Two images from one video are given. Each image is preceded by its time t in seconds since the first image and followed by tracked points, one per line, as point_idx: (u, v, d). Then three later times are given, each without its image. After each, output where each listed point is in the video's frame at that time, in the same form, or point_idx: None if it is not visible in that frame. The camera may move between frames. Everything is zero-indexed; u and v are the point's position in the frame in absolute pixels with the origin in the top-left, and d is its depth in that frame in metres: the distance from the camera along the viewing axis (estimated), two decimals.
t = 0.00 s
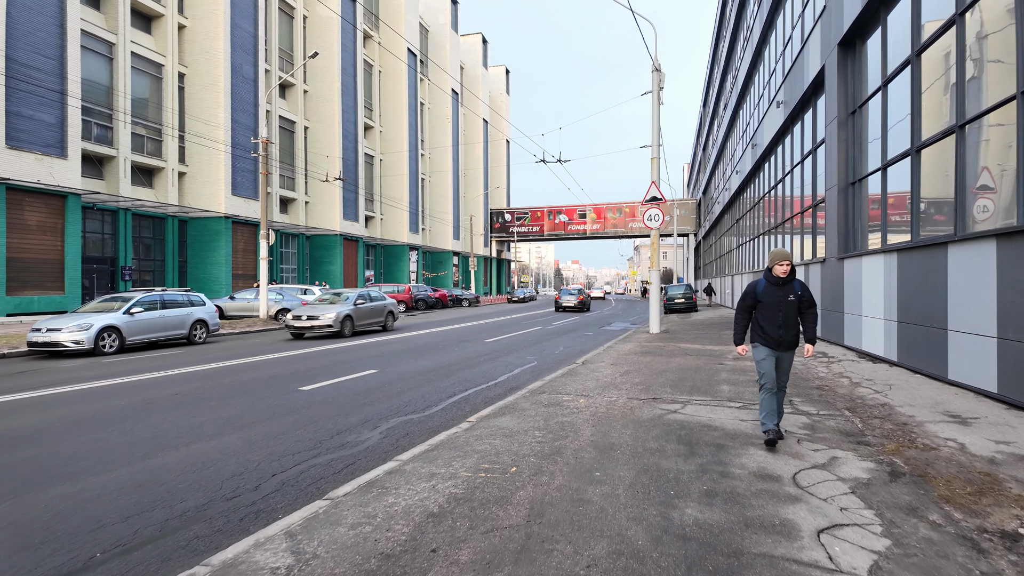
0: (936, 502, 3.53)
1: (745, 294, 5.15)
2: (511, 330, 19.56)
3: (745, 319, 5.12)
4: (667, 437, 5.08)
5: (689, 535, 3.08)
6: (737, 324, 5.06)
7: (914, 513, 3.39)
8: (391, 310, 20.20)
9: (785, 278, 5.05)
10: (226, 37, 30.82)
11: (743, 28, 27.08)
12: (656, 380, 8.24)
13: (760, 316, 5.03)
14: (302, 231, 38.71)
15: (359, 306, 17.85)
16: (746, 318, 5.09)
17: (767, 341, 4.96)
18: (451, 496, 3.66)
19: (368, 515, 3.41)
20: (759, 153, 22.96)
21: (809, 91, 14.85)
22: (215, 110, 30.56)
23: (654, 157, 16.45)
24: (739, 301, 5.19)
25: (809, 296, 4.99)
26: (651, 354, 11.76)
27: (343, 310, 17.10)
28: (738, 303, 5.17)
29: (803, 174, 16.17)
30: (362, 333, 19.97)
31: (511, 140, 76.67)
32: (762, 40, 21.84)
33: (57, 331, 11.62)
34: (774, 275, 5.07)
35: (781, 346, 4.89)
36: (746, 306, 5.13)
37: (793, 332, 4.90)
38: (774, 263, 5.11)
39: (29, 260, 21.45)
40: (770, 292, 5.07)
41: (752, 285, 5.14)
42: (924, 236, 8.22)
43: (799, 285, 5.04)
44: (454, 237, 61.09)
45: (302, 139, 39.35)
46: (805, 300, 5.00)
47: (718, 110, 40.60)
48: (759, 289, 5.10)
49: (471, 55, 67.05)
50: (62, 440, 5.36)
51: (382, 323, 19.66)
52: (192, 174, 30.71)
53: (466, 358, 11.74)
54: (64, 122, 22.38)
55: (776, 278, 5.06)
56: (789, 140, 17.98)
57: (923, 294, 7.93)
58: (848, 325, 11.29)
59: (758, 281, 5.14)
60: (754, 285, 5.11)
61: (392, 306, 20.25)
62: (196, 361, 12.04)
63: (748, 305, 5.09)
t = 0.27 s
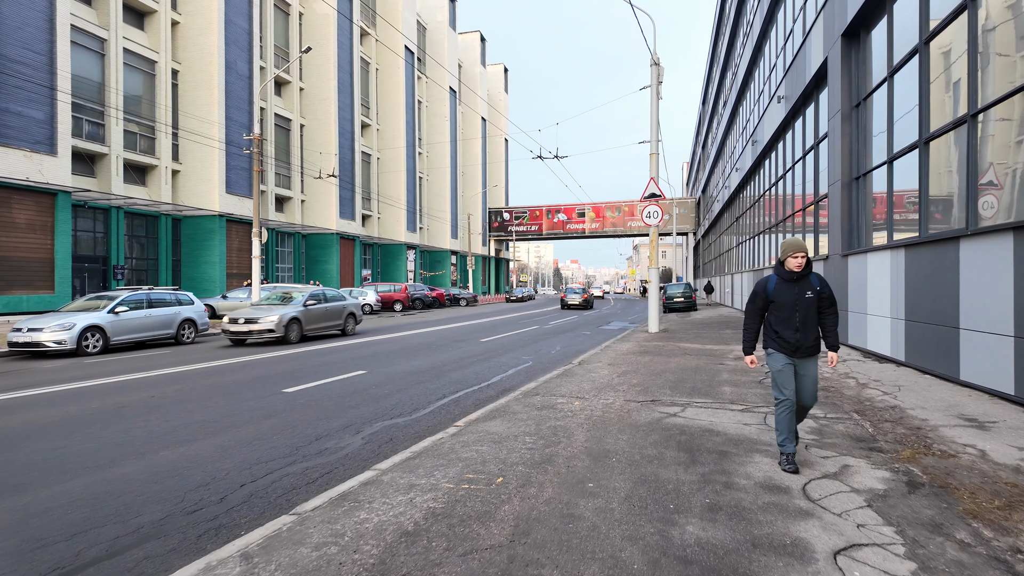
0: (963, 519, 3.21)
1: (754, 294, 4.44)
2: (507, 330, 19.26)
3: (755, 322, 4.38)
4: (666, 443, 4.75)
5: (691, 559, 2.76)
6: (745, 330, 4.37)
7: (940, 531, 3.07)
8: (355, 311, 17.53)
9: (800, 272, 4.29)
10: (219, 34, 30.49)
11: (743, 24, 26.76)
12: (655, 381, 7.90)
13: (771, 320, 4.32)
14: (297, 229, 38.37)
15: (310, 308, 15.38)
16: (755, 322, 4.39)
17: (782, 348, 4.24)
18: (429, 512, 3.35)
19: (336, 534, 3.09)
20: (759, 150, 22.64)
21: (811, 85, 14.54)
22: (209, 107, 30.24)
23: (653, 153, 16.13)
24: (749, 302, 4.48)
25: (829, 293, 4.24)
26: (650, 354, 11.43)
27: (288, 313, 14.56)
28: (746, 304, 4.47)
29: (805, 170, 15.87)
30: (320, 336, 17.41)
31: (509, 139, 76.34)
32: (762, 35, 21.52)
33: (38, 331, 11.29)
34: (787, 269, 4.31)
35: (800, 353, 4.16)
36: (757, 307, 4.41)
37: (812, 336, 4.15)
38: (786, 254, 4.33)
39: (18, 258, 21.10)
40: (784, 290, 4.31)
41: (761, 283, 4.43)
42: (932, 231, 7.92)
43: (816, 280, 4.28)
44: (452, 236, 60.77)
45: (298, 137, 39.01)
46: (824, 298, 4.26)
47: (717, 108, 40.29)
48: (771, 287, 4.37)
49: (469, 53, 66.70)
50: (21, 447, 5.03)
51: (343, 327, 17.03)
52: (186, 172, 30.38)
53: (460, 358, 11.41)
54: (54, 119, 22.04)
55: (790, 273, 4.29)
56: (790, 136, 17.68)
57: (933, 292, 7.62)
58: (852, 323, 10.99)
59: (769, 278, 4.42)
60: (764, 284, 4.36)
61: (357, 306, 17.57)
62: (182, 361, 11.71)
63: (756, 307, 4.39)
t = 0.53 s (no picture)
0: (1003, 556, 2.87)
1: (779, 303, 3.75)
2: (505, 332, 18.94)
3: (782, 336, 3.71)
4: (669, 461, 4.40)
5: None
6: (773, 346, 3.68)
7: (978, 570, 2.73)
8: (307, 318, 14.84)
9: (836, 277, 3.64)
10: (216, 32, 30.20)
11: (745, 23, 26.44)
12: (657, 389, 7.55)
13: (803, 334, 3.65)
14: (295, 230, 38.09)
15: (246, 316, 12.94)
16: (783, 337, 3.71)
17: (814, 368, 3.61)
18: (405, 545, 3.01)
19: (300, 571, 2.77)
20: (762, 149, 22.29)
21: (816, 82, 14.21)
22: (205, 106, 29.97)
23: (654, 151, 15.80)
24: (771, 311, 3.79)
25: (868, 302, 3.63)
26: (651, 358, 11.08)
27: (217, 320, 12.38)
28: (771, 314, 3.77)
29: (810, 169, 15.53)
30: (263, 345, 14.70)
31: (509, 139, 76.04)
32: (765, 32, 21.18)
33: (22, 334, 10.98)
34: (822, 273, 3.65)
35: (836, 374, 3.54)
36: (783, 317, 3.73)
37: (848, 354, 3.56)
38: (820, 257, 3.65)
39: (9, 259, 20.81)
40: (816, 300, 3.65)
41: (789, 290, 3.74)
42: (946, 232, 7.59)
43: (853, 287, 3.66)
44: (451, 236, 60.46)
45: (296, 137, 38.72)
46: (863, 308, 3.64)
47: (719, 107, 39.91)
48: (802, 294, 3.69)
49: (469, 53, 66.42)
50: None
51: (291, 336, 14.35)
52: (182, 172, 30.10)
53: (455, 362, 11.07)
54: (46, 119, 21.74)
55: (825, 279, 3.64)
56: (794, 134, 17.33)
57: (948, 295, 7.28)
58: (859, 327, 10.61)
59: (798, 283, 3.74)
60: (793, 289, 3.70)
61: (310, 313, 14.92)
62: (171, 365, 11.40)
63: (785, 319, 3.70)
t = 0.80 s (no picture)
0: None
1: (832, 294, 3.03)
2: (508, 332, 18.62)
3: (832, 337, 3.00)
4: (677, 472, 4.06)
5: None
6: (823, 351, 2.96)
7: None
8: (244, 321, 13.11)
9: (910, 265, 2.89)
10: (218, 30, 30.04)
11: (753, 18, 26.00)
12: (663, 392, 7.19)
13: (859, 338, 2.95)
14: (298, 229, 37.91)
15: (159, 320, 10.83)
16: (835, 340, 2.99)
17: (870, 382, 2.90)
18: (381, 570, 2.69)
19: None
20: (770, 146, 21.87)
21: (828, 74, 13.82)
22: (208, 104, 29.82)
23: (660, 147, 15.44)
24: (819, 303, 3.07)
25: (946, 300, 2.89)
26: (657, 359, 10.71)
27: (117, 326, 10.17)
28: (820, 308, 3.06)
29: (821, 164, 15.13)
30: (192, 353, 12.93)
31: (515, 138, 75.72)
32: (773, 26, 20.77)
33: (12, 334, 10.75)
34: (892, 258, 2.90)
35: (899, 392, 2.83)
36: (833, 313, 3.01)
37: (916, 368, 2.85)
38: (890, 239, 2.90)
39: (9, 258, 20.65)
40: (880, 294, 2.92)
41: (845, 277, 3.01)
42: (968, 227, 7.22)
43: (929, 280, 2.91)
44: (456, 236, 60.19)
45: (299, 135, 38.54)
46: (938, 309, 2.91)
47: (726, 105, 39.46)
48: (861, 284, 2.96)
49: (474, 51, 66.15)
50: None
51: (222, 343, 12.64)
52: (184, 171, 29.94)
53: (455, 363, 10.74)
54: (46, 116, 21.57)
55: (895, 268, 2.89)
56: (804, 129, 16.94)
57: (972, 295, 6.92)
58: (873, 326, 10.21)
59: (858, 270, 3.00)
60: (853, 279, 2.96)
61: (249, 316, 13.20)
62: (164, 365, 11.14)
63: (838, 316, 2.99)
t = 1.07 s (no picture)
0: None
1: (885, 307, 2.40)
2: (508, 333, 18.32)
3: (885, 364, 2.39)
4: (679, 491, 3.75)
5: None
6: (868, 382, 2.38)
7: None
8: (149, 331, 10.99)
9: (996, 265, 2.21)
10: (217, 28, 29.81)
11: (757, 15, 25.63)
12: (665, 398, 6.87)
13: (924, 363, 2.32)
14: (299, 229, 37.68)
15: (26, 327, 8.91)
16: (885, 366, 2.40)
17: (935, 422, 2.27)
18: None
19: None
20: (774, 144, 21.49)
21: (835, 69, 13.47)
22: (206, 104, 29.61)
23: (663, 145, 15.10)
24: (869, 315, 2.45)
25: None
26: (659, 363, 10.38)
27: None
28: (868, 323, 2.44)
29: (828, 162, 14.77)
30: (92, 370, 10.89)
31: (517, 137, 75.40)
32: (778, 22, 20.39)
33: None
34: (975, 258, 2.22)
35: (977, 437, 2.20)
36: (887, 330, 2.39)
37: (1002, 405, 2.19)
38: (973, 234, 2.22)
39: (3, 259, 20.44)
40: (956, 306, 2.25)
41: (905, 283, 2.36)
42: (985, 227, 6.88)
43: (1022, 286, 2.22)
44: (458, 236, 59.90)
45: (299, 135, 38.31)
46: None
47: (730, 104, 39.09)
48: (926, 295, 2.30)
49: (476, 51, 65.85)
50: None
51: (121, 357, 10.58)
52: (183, 170, 29.71)
53: (450, 366, 10.43)
54: (41, 115, 21.36)
55: (973, 272, 2.23)
56: (810, 126, 16.58)
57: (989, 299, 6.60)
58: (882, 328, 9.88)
59: (922, 273, 2.34)
60: (916, 289, 2.31)
61: (157, 324, 11.31)
62: (152, 369, 10.87)
63: (893, 334, 2.37)
